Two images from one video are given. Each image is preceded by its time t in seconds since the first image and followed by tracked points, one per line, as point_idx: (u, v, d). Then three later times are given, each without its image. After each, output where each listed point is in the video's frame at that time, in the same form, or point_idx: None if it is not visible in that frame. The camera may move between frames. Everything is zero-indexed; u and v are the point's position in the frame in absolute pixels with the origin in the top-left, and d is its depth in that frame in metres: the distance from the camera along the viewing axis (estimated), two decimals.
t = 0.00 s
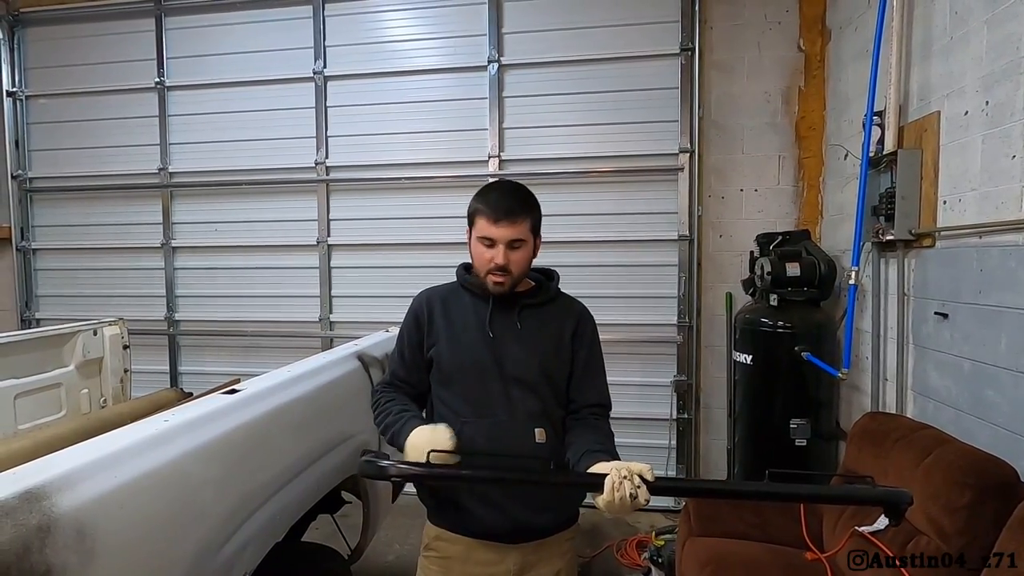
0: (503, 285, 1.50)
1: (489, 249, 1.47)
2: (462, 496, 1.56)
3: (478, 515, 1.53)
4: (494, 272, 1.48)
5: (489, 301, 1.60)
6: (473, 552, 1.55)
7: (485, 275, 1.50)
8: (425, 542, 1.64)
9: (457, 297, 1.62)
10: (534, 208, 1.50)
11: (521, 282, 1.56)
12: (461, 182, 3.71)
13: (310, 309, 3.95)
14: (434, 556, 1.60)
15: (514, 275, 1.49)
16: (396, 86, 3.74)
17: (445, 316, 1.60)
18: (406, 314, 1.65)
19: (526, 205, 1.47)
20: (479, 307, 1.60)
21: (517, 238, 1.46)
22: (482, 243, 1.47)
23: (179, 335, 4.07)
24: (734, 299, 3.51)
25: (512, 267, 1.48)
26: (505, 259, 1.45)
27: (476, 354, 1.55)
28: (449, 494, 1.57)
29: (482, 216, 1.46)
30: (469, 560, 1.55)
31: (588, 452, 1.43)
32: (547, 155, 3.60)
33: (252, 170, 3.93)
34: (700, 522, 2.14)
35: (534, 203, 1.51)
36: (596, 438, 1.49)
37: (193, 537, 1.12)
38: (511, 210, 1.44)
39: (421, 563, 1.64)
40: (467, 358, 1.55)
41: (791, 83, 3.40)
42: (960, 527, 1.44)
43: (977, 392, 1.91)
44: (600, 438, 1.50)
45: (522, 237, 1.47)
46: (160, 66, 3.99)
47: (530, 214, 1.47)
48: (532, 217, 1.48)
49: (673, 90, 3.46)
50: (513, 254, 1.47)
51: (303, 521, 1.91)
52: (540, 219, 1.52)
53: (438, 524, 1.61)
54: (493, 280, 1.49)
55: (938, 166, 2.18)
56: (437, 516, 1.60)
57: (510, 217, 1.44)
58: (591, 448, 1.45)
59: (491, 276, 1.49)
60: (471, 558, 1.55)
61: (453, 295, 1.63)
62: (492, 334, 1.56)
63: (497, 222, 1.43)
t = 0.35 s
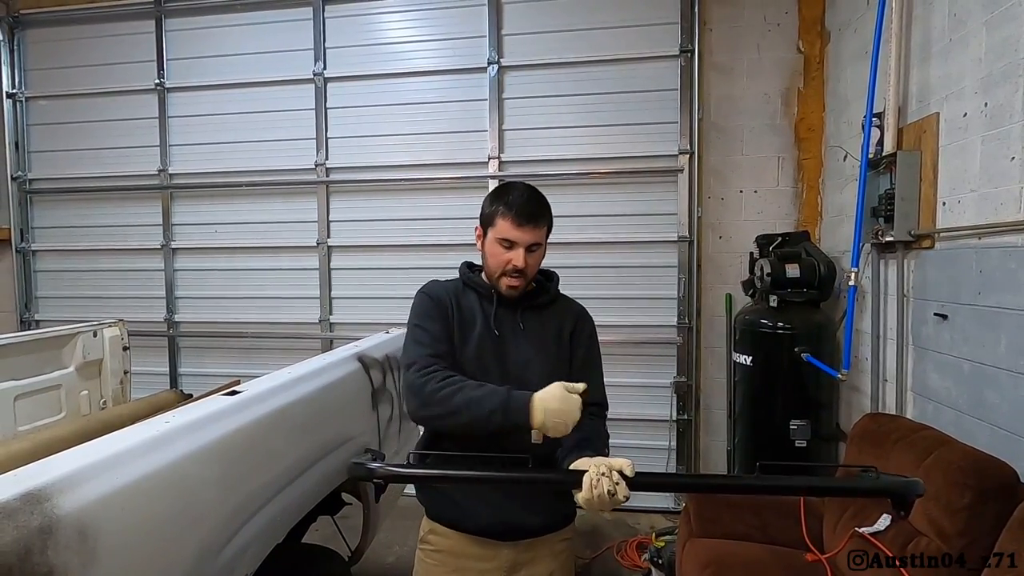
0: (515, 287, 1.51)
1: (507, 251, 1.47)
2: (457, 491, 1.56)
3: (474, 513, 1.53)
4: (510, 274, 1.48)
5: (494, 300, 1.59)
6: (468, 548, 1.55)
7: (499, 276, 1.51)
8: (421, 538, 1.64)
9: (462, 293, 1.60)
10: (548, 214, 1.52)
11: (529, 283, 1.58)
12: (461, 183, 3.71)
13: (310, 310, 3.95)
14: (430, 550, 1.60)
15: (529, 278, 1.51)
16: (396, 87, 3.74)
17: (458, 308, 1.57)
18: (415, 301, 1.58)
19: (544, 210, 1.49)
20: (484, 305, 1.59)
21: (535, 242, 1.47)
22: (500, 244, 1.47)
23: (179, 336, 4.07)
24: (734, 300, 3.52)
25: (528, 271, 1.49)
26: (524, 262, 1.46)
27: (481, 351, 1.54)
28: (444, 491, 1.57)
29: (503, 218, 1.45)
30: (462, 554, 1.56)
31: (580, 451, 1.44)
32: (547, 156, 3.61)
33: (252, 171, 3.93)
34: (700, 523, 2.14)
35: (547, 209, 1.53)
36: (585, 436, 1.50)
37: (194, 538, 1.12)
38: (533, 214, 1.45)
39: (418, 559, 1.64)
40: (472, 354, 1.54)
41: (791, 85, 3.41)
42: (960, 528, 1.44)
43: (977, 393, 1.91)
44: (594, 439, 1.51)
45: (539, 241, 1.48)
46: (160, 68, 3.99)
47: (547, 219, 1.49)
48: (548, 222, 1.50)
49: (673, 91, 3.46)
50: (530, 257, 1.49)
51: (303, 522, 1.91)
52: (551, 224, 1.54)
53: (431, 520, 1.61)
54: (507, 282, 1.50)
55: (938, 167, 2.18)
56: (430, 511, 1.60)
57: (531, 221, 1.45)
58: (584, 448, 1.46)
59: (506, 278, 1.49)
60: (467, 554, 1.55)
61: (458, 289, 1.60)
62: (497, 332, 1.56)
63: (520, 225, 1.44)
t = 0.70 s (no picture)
0: (515, 278, 1.52)
1: (505, 242, 1.49)
2: (457, 490, 1.56)
3: (474, 511, 1.54)
4: (508, 264, 1.50)
5: (495, 299, 1.59)
6: (469, 547, 1.55)
7: (499, 269, 1.52)
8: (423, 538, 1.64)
9: (463, 292, 1.60)
10: (546, 207, 1.55)
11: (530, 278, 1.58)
12: (461, 182, 3.71)
13: (310, 308, 3.95)
14: (432, 551, 1.60)
15: (528, 270, 1.52)
16: (397, 85, 3.74)
17: (457, 308, 1.57)
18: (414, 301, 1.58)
19: (540, 202, 1.51)
20: (485, 304, 1.59)
21: (534, 233, 1.49)
22: (497, 235, 1.49)
23: (179, 333, 4.07)
24: (734, 299, 3.52)
25: (527, 262, 1.50)
26: (522, 251, 1.48)
27: (483, 351, 1.54)
28: (445, 490, 1.57)
29: (501, 209, 1.48)
30: (462, 553, 1.56)
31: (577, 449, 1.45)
32: (547, 155, 3.61)
33: (252, 169, 3.92)
34: (700, 522, 2.14)
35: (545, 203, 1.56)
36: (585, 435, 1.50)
37: (194, 536, 1.12)
38: (529, 205, 1.48)
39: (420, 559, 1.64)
40: (473, 354, 1.54)
41: (792, 85, 3.41)
42: (959, 528, 1.44)
43: (977, 393, 1.91)
44: (592, 437, 1.51)
45: (537, 232, 1.50)
46: (161, 65, 3.99)
47: (544, 211, 1.52)
48: (546, 215, 1.53)
49: (674, 91, 3.46)
50: (528, 248, 1.50)
51: (303, 520, 1.91)
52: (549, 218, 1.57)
53: (433, 519, 1.61)
54: (505, 273, 1.51)
55: (939, 167, 2.18)
56: (432, 510, 1.60)
57: (528, 211, 1.48)
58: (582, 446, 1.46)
59: (505, 269, 1.50)
60: (468, 553, 1.55)
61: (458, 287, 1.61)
62: (498, 332, 1.56)
63: (517, 215, 1.46)
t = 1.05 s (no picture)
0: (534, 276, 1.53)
1: (524, 239, 1.50)
2: (457, 489, 1.55)
3: (474, 511, 1.53)
4: (529, 262, 1.50)
5: (498, 300, 1.59)
6: (472, 548, 1.54)
7: (518, 267, 1.51)
8: (422, 539, 1.63)
9: (463, 293, 1.59)
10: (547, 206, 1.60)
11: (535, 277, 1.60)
12: (460, 182, 3.71)
13: (308, 307, 3.94)
14: (432, 552, 1.60)
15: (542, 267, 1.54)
16: (396, 85, 3.74)
17: (455, 311, 1.56)
18: (403, 302, 1.53)
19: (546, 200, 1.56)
20: (488, 306, 1.58)
21: (547, 230, 1.53)
22: (515, 234, 1.50)
23: (176, 332, 4.07)
24: (732, 301, 3.52)
25: (543, 258, 1.53)
26: (543, 248, 1.50)
27: (486, 353, 1.53)
28: (448, 492, 1.55)
29: (515, 207, 1.49)
30: (463, 553, 1.55)
31: (583, 449, 1.49)
32: (546, 155, 3.60)
33: (251, 168, 3.92)
34: (696, 524, 2.14)
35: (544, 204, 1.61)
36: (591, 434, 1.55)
37: (187, 536, 1.11)
38: (541, 202, 1.52)
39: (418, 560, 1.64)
40: (476, 356, 1.52)
41: (791, 86, 3.41)
42: (955, 531, 1.44)
43: (975, 396, 1.91)
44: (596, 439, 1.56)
45: (549, 229, 1.54)
46: (160, 63, 3.98)
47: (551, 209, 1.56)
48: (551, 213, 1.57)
49: (674, 92, 3.46)
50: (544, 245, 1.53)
51: (298, 520, 1.90)
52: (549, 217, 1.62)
53: (432, 519, 1.59)
54: (525, 270, 1.51)
55: (937, 170, 2.18)
56: (430, 511, 1.58)
57: (542, 208, 1.51)
58: (588, 447, 1.50)
59: (525, 266, 1.51)
60: (469, 554, 1.54)
61: (458, 290, 1.59)
62: (501, 334, 1.55)
63: (534, 212, 1.49)
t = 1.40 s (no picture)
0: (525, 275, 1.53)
1: (515, 239, 1.50)
2: (467, 496, 1.53)
3: (485, 518, 1.51)
4: (521, 261, 1.51)
5: (493, 301, 1.59)
6: (480, 553, 1.54)
7: (507, 266, 1.51)
8: (427, 546, 1.63)
9: (455, 298, 1.58)
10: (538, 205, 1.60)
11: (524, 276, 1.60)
12: (459, 181, 3.70)
13: (307, 307, 3.94)
14: (438, 559, 1.59)
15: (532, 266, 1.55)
16: (396, 84, 3.74)
17: (450, 318, 1.55)
18: (396, 311, 1.53)
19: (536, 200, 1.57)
20: (483, 309, 1.58)
21: (537, 228, 1.53)
22: (506, 233, 1.50)
23: (175, 332, 4.07)
24: (731, 300, 3.52)
25: (534, 257, 1.53)
26: (534, 248, 1.50)
27: (486, 358, 1.53)
28: (453, 497, 1.54)
29: (506, 207, 1.50)
30: (473, 560, 1.55)
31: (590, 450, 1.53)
32: (546, 155, 3.60)
33: (250, 167, 3.91)
34: (695, 524, 2.14)
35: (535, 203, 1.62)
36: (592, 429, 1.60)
37: (185, 536, 1.11)
38: (532, 201, 1.52)
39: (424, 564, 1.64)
40: (476, 362, 1.53)
41: (791, 86, 3.41)
42: (954, 531, 1.43)
43: (974, 395, 1.91)
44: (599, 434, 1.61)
45: (539, 228, 1.54)
46: (159, 62, 3.98)
47: (541, 208, 1.57)
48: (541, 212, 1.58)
49: (673, 91, 3.46)
50: (535, 244, 1.53)
51: (297, 520, 1.90)
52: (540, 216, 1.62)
53: (439, 528, 1.57)
54: (516, 270, 1.52)
55: (936, 170, 2.18)
56: (439, 520, 1.55)
57: (533, 207, 1.52)
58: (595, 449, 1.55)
59: (516, 266, 1.51)
60: (476, 558, 1.55)
61: (451, 294, 1.59)
62: (500, 335, 1.55)
63: (524, 211, 1.50)
